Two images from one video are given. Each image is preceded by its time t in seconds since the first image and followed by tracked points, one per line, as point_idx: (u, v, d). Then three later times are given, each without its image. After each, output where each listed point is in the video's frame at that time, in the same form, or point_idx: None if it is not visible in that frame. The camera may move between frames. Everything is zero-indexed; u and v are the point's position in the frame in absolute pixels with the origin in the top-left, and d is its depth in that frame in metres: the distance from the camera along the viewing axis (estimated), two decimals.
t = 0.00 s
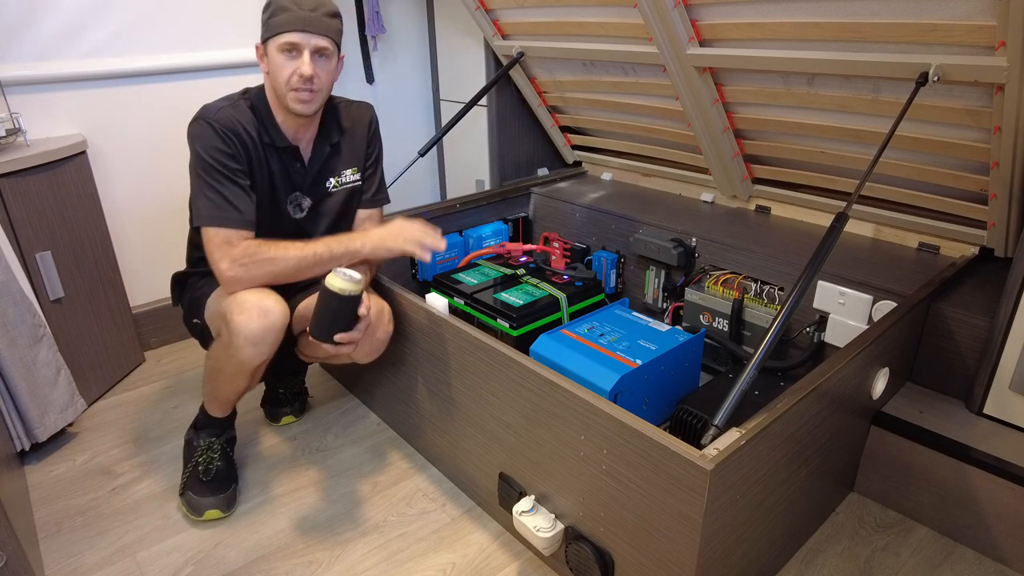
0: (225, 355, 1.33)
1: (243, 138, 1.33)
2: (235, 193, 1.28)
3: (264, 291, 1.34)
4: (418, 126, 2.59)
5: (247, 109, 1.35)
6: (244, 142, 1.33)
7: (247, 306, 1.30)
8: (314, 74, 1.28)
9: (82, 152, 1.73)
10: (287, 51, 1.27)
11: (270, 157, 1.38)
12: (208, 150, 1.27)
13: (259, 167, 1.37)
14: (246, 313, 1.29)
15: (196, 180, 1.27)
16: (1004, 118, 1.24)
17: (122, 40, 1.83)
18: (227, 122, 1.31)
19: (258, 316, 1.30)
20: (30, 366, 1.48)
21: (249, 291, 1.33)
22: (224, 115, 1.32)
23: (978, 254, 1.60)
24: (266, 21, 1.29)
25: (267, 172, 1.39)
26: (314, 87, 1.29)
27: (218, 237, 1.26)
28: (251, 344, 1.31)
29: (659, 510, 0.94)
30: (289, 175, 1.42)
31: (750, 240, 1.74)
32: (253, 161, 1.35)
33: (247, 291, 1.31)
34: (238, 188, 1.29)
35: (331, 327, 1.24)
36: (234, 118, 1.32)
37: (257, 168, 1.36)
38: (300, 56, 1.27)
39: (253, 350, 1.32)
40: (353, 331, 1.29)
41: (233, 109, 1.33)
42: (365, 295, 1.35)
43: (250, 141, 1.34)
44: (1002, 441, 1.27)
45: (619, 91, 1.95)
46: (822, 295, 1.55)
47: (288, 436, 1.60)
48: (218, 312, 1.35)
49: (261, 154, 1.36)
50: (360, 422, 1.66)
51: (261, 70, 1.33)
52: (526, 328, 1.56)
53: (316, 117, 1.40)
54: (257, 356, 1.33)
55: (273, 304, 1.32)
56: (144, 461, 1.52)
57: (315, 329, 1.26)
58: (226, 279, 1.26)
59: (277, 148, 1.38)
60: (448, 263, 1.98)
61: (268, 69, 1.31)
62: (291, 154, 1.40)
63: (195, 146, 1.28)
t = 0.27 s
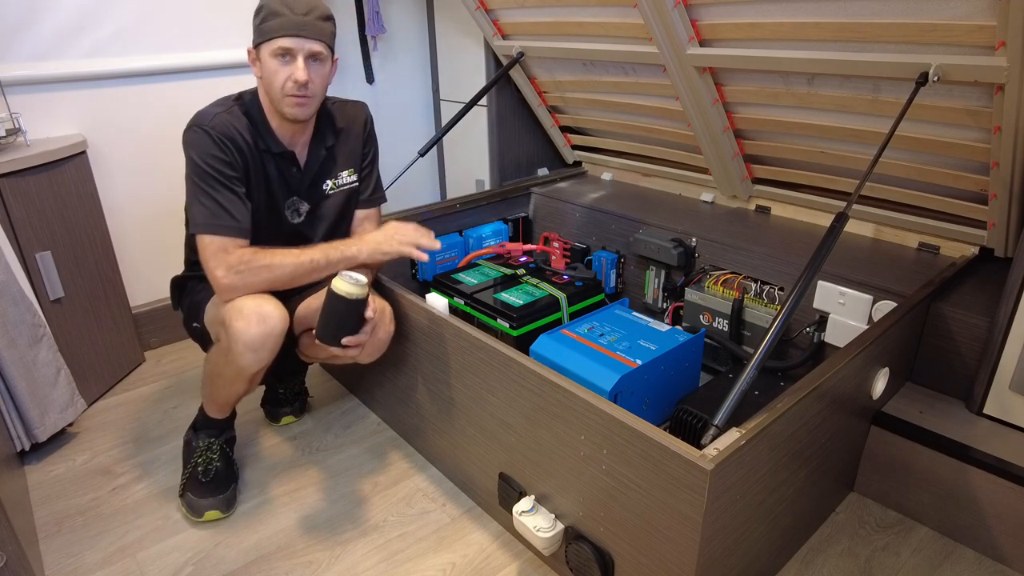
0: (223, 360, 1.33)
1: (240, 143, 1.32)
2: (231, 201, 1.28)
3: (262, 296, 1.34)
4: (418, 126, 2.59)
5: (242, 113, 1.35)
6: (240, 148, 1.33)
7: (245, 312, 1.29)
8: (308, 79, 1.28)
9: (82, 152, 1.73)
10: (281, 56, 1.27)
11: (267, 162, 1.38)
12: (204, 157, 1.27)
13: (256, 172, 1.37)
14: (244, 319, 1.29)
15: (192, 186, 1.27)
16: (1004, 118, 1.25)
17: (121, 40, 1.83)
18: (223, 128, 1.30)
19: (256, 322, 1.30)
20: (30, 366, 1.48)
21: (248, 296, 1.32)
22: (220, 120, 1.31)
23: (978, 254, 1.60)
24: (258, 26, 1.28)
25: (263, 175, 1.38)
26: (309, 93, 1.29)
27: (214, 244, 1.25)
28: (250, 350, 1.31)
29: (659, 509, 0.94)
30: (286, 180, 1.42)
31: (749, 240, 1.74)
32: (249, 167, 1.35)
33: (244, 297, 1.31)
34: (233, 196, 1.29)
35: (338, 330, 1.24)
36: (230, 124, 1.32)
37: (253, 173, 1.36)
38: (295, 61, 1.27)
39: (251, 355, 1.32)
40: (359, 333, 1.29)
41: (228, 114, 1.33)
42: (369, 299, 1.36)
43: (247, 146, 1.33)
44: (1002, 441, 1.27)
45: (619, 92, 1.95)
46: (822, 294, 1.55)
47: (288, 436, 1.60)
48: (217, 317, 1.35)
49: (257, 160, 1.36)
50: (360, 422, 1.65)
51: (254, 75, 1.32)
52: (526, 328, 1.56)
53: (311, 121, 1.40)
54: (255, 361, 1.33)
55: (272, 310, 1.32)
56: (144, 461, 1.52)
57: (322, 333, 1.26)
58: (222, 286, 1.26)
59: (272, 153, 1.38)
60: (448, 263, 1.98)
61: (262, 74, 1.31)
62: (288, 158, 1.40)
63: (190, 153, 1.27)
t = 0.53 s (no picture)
0: (224, 364, 1.34)
1: (239, 142, 1.32)
2: (230, 200, 1.27)
3: (265, 302, 1.35)
4: (418, 126, 2.59)
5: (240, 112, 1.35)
6: (238, 147, 1.32)
7: (248, 317, 1.30)
8: (308, 75, 1.28)
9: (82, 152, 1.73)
10: (279, 52, 1.27)
11: (264, 160, 1.38)
12: (203, 158, 1.27)
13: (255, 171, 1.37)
14: (246, 324, 1.30)
15: (191, 186, 1.26)
16: (1004, 118, 1.25)
17: (121, 40, 1.83)
18: (220, 127, 1.30)
19: (259, 327, 1.31)
20: (29, 366, 1.48)
21: (251, 302, 1.34)
22: (218, 119, 1.31)
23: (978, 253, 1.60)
24: (256, 23, 1.28)
25: (262, 174, 1.39)
26: (309, 89, 1.29)
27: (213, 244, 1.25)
28: (251, 354, 1.32)
29: (659, 509, 0.94)
30: (284, 177, 1.42)
31: (749, 240, 1.74)
32: (247, 166, 1.35)
33: (247, 302, 1.32)
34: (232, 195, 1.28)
35: (339, 331, 1.24)
36: (228, 122, 1.32)
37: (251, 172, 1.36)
38: (293, 57, 1.27)
39: (252, 360, 1.32)
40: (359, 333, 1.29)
41: (225, 113, 1.33)
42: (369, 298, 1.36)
43: (246, 145, 1.34)
44: (1002, 441, 1.27)
45: (619, 92, 1.95)
46: (822, 294, 1.55)
47: (288, 436, 1.60)
48: (218, 321, 1.36)
49: (255, 158, 1.36)
50: (360, 422, 1.65)
51: (252, 72, 1.32)
52: (526, 328, 1.56)
53: (310, 117, 1.40)
54: (256, 365, 1.34)
55: (274, 316, 1.33)
56: (144, 461, 1.52)
57: (322, 334, 1.26)
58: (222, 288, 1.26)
59: (271, 151, 1.38)
60: (448, 263, 1.98)
61: (260, 71, 1.30)
62: (287, 156, 1.40)
63: (188, 154, 1.27)
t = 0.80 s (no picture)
0: (240, 364, 1.34)
1: (244, 136, 1.32)
2: (238, 193, 1.28)
3: (285, 304, 1.35)
4: (418, 126, 2.59)
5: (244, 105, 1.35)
6: (244, 140, 1.33)
7: (268, 319, 1.30)
8: (308, 65, 1.28)
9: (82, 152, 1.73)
10: (279, 44, 1.27)
11: (270, 154, 1.38)
12: (210, 152, 1.27)
13: (260, 165, 1.37)
14: (266, 325, 1.30)
15: (199, 181, 1.27)
16: (1004, 118, 1.25)
17: (121, 40, 1.82)
18: (226, 119, 1.30)
19: (278, 329, 1.31)
20: (30, 366, 1.48)
21: (271, 302, 1.33)
22: (224, 113, 1.31)
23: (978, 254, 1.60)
24: (255, 16, 1.28)
25: (266, 168, 1.39)
26: (310, 79, 1.29)
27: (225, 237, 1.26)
28: (269, 356, 1.32)
29: (660, 509, 0.94)
30: (288, 172, 1.42)
31: (749, 240, 1.74)
32: (253, 159, 1.35)
33: (267, 303, 1.31)
34: (240, 186, 1.29)
35: (341, 333, 1.24)
36: (234, 116, 1.32)
37: (256, 166, 1.36)
38: (293, 48, 1.27)
39: (269, 362, 1.32)
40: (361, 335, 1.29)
41: (230, 106, 1.33)
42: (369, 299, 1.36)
43: (251, 138, 1.34)
44: (1002, 441, 1.27)
45: (619, 92, 1.95)
46: (821, 294, 1.55)
47: (288, 436, 1.60)
48: (235, 320, 1.35)
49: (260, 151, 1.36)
50: (360, 422, 1.65)
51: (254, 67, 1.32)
52: (526, 328, 1.56)
53: (314, 111, 1.40)
54: (272, 368, 1.34)
55: (293, 319, 1.33)
56: (144, 461, 1.52)
57: (324, 336, 1.26)
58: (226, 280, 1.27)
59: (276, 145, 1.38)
60: (448, 263, 1.99)
61: (261, 65, 1.31)
62: (291, 151, 1.40)
63: (194, 148, 1.27)
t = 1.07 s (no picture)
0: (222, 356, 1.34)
1: (247, 138, 1.32)
2: (231, 195, 1.28)
3: (264, 291, 1.35)
4: (418, 126, 2.59)
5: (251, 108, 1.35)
6: (247, 143, 1.33)
7: (247, 307, 1.30)
8: (320, 75, 1.28)
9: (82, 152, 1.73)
10: (292, 52, 1.27)
11: (274, 158, 1.38)
12: (210, 152, 1.27)
13: (263, 167, 1.37)
14: (245, 313, 1.30)
15: (194, 180, 1.27)
16: (1004, 118, 1.24)
17: (121, 40, 1.82)
18: (230, 122, 1.31)
19: (257, 316, 1.31)
20: (30, 366, 1.48)
21: (250, 291, 1.33)
22: (229, 114, 1.31)
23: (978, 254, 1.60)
24: (269, 23, 1.28)
25: (270, 170, 1.39)
26: (321, 89, 1.29)
27: (213, 240, 1.26)
28: (249, 344, 1.32)
29: (660, 509, 0.94)
30: (295, 176, 1.43)
31: (749, 240, 1.74)
32: (256, 162, 1.35)
33: (245, 291, 1.31)
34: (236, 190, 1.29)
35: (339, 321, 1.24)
36: (238, 118, 1.32)
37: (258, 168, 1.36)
38: (306, 58, 1.27)
39: (250, 351, 1.32)
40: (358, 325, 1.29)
41: (237, 109, 1.33)
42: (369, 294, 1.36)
43: (254, 141, 1.34)
44: (1002, 441, 1.27)
45: (619, 92, 1.95)
46: (821, 294, 1.55)
47: (288, 436, 1.60)
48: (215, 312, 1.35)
49: (264, 155, 1.37)
50: (360, 422, 1.65)
51: (265, 72, 1.32)
52: (526, 328, 1.56)
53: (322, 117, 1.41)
54: (254, 355, 1.34)
55: (272, 306, 1.33)
56: (144, 461, 1.52)
57: (322, 325, 1.26)
58: (225, 280, 1.27)
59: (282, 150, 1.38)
60: (448, 263, 1.99)
61: (274, 71, 1.31)
62: (296, 154, 1.40)
63: (194, 147, 1.27)
